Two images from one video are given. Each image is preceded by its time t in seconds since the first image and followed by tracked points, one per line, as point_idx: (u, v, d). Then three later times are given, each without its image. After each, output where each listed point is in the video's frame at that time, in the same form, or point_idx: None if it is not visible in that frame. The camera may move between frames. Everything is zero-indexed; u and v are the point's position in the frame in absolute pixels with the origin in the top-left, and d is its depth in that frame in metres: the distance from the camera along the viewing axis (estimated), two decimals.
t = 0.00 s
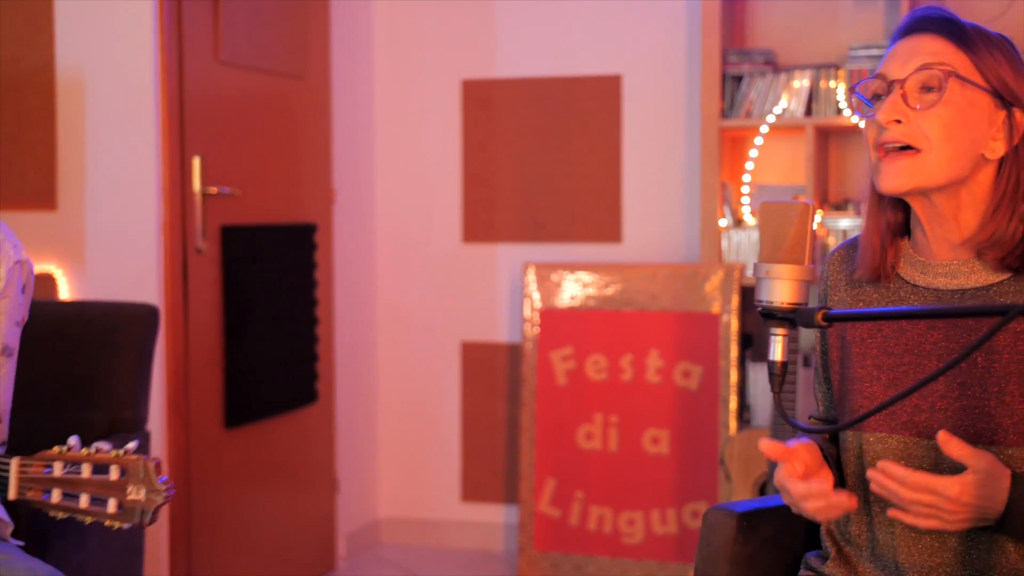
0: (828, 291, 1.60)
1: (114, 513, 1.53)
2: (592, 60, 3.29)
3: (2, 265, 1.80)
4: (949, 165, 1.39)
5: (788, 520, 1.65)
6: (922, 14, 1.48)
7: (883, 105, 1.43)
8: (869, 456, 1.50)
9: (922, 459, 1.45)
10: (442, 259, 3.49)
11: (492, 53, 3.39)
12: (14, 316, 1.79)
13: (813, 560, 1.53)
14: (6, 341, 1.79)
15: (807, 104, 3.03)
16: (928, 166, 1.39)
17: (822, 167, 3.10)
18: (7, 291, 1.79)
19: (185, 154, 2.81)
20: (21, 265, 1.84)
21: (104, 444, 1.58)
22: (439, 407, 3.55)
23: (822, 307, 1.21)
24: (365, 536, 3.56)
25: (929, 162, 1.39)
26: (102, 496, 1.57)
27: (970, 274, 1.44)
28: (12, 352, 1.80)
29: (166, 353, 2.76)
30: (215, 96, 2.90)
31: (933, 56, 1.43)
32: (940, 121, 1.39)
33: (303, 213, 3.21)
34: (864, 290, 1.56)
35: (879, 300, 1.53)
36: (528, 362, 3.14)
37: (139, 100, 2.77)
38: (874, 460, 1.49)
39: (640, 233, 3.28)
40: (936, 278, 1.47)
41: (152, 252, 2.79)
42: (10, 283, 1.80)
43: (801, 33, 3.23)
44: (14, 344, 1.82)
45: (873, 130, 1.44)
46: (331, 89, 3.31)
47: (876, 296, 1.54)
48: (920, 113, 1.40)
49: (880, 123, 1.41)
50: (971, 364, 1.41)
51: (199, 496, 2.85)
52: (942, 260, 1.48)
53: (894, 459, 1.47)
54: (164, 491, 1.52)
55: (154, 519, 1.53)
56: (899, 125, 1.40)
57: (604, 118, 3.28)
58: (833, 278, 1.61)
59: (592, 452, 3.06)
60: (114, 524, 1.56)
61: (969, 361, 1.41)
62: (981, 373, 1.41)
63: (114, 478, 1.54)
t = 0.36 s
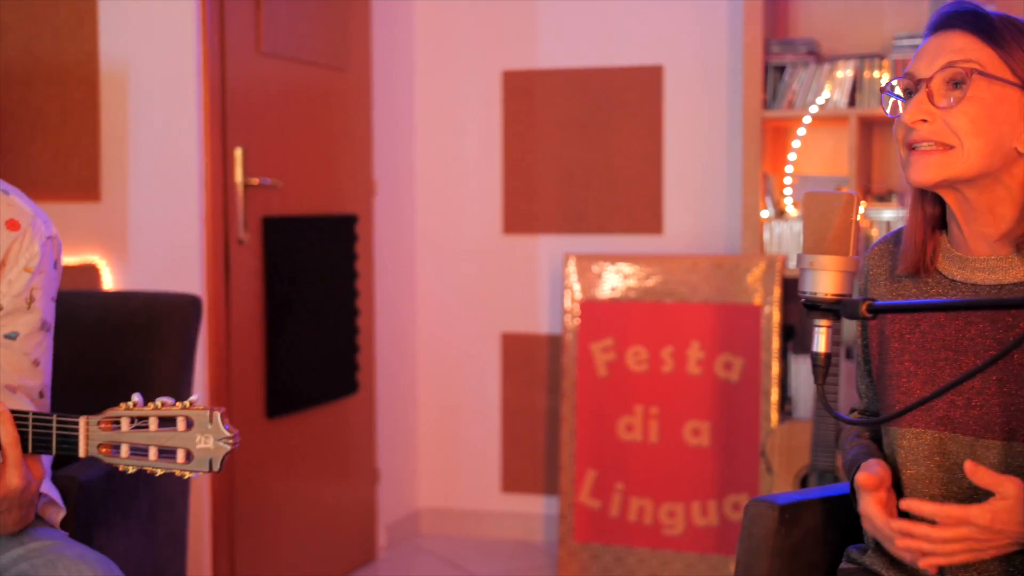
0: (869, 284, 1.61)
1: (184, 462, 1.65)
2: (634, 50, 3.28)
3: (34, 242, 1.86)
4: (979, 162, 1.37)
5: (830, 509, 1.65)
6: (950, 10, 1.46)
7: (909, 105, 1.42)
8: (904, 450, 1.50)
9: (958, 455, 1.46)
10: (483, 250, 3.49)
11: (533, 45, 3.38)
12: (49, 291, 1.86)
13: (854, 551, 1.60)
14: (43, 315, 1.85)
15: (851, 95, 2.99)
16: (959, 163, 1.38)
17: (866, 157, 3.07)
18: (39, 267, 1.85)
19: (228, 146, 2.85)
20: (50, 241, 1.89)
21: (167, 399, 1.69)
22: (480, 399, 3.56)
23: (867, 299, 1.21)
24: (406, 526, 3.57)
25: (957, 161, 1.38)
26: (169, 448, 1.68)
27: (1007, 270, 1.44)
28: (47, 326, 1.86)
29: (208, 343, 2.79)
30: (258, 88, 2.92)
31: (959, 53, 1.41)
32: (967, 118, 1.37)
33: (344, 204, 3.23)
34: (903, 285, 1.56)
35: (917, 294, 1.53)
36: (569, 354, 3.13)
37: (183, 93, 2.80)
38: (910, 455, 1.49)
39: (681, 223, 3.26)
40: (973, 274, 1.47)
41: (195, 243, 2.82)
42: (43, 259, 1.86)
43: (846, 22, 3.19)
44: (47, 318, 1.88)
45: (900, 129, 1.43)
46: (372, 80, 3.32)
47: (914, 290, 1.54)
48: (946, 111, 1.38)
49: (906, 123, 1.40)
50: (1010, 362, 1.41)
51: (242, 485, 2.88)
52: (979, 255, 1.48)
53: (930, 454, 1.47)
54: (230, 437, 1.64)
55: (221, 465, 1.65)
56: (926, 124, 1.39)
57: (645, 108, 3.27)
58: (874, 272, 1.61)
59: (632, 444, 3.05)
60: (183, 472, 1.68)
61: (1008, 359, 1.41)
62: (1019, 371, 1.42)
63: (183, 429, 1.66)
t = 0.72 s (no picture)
0: (908, 267, 1.63)
1: (209, 429, 1.64)
2: (672, 36, 3.26)
3: (55, 217, 1.83)
4: None
5: (869, 496, 1.66)
6: None
7: (959, 83, 1.43)
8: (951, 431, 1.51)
9: (1006, 432, 1.47)
10: (519, 237, 3.49)
11: (569, 30, 3.37)
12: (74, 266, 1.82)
13: (894, 539, 1.61)
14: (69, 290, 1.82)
15: (891, 80, 2.97)
16: (1005, 147, 1.40)
17: (905, 142, 3.05)
18: (62, 242, 1.82)
19: (265, 132, 2.85)
20: (73, 215, 1.86)
21: (191, 366, 1.68)
22: (515, 385, 3.56)
23: (907, 286, 1.30)
24: (442, 511, 3.58)
25: (1008, 143, 1.40)
26: (193, 415, 1.67)
27: None
28: (75, 301, 1.84)
29: (246, 330, 2.81)
30: (297, 73, 2.92)
31: (1009, 29, 1.41)
32: (1018, 99, 1.39)
33: (381, 190, 3.22)
34: (943, 267, 1.58)
35: (959, 276, 1.55)
36: (606, 340, 3.13)
37: (221, 78, 2.80)
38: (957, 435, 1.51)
39: (719, 210, 3.25)
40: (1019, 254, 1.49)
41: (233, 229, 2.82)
42: (65, 234, 1.82)
43: (886, 7, 3.17)
44: (76, 292, 1.85)
45: (950, 107, 1.45)
46: (409, 66, 3.32)
47: (956, 273, 1.56)
48: (996, 91, 1.40)
49: (956, 102, 1.42)
50: None
51: (279, 469, 2.89)
52: None
53: (978, 433, 1.49)
54: (257, 401, 1.64)
55: (247, 430, 1.65)
56: (977, 102, 1.41)
57: (683, 94, 3.25)
58: (913, 254, 1.63)
59: (669, 430, 3.05)
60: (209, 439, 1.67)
61: None
62: None
63: (207, 395, 1.65)
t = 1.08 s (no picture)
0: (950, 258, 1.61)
1: (231, 397, 1.67)
2: (708, 22, 3.24)
3: (77, 197, 1.89)
4: None
5: (904, 487, 1.59)
6: None
7: (990, 70, 1.47)
8: (991, 422, 1.54)
9: None
10: (552, 223, 3.48)
11: (604, 16, 3.36)
12: (97, 246, 1.88)
13: (934, 528, 1.57)
14: (93, 270, 1.88)
15: (929, 66, 2.95)
16: None
17: (944, 128, 3.03)
18: (85, 223, 1.87)
19: (302, 118, 2.85)
20: (94, 196, 1.92)
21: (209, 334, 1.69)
22: (549, 372, 3.56)
23: (947, 272, 1.28)
24: (476, 498, 3.58)
25: None
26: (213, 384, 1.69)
27: None
28: (99, 281, 1.90)
29: (281, 315, 2.82)
30: (332, 59, 2.92)
31: None
32: None
33: (415, 176, 3.22)
34: (985, 258, 1.58)
35: (999, 266, 1.56)
36: (640, 327, 3.12)
37: (257, 64, 2.81)
38: (997, 425, 1.54)
39: (755, 196, 3.24)
40: None
41: (268, 215, 2.83)
42: (88, 214, 1.88)
43: None
44: (99, 272, 1.91)
45: (981, 94, 1.49)
46: (443, 52, 3.31)
47: (996, 263, 1.57)
48: None
49: (987, 88, 1.47)
50: None
51: (314, 454, 2.91)
52: None
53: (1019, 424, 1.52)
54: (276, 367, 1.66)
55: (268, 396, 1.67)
56: (1006, 89, 1.45)
57: (718, 80, 3.24)
58: (957, 246, 1.62)
59: (704, 417, 3.05)
60: (231, 407, 1.70)
61: None
62: None
63: (227, 364, 1.67)
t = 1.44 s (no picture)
0: (984, 244, 1.65)
1: (267, 378, 1.69)
2: (743, 9, 3.23)
3: (112, 182, 1.94)
4: None
5: (939, 474, 1.62)
6: None
7: None
8: None
9: None
10: (585, 211, 3.47)
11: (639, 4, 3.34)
12: (132, 231, 1.92)
13: (969, 520, 1.58)
14: (129, 255, 1.92)
15: (968, 53, 2.92)
16: None
17: (982, 115, 3.00)
18: (120, 208, 1.92)
19: (336, 106, 2.86)
20: (129, 181, 1.97)
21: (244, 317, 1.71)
22: (581, 361, 3.56)
23: (987, 261, 1.26)
24: (509, 486, 3.59)
25: None
26: (250, 365, 1.71)
27: None
28: (135, 266, 1.93)
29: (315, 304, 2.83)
30: (367, 47, 2.92)
31: None
32: None
33: (449, 164, 3.22)
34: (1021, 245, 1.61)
35: None
36: (674, 316, 3.11)
37: (291, 53, 2.81)
38: None
39: (790, 184, 3.22)
40: None
41: (303, 203, 2.84)
42: (123, 199, 1.93)
43: None
44: (136, 257, 1.95)
45: None
46: (477, 40, 3.31)
47: None
48: None
49: None
50: None
51: (347, 441, 2.92)
52: None
53: None
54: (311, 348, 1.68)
55: (304, 377, 1.69)
56: None
57: (753, 68, 3.22)
58: (987, 234, 1.66)
59: (738, 406, 3.03)
60: (267, 388, 1.71)
61: None
62: None
63: (262, 345, 1.69)
